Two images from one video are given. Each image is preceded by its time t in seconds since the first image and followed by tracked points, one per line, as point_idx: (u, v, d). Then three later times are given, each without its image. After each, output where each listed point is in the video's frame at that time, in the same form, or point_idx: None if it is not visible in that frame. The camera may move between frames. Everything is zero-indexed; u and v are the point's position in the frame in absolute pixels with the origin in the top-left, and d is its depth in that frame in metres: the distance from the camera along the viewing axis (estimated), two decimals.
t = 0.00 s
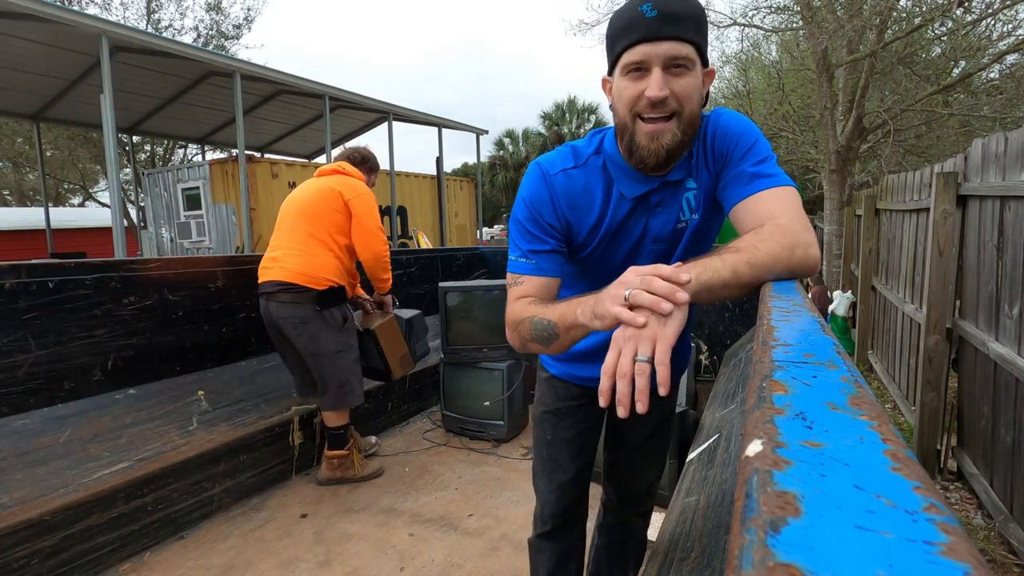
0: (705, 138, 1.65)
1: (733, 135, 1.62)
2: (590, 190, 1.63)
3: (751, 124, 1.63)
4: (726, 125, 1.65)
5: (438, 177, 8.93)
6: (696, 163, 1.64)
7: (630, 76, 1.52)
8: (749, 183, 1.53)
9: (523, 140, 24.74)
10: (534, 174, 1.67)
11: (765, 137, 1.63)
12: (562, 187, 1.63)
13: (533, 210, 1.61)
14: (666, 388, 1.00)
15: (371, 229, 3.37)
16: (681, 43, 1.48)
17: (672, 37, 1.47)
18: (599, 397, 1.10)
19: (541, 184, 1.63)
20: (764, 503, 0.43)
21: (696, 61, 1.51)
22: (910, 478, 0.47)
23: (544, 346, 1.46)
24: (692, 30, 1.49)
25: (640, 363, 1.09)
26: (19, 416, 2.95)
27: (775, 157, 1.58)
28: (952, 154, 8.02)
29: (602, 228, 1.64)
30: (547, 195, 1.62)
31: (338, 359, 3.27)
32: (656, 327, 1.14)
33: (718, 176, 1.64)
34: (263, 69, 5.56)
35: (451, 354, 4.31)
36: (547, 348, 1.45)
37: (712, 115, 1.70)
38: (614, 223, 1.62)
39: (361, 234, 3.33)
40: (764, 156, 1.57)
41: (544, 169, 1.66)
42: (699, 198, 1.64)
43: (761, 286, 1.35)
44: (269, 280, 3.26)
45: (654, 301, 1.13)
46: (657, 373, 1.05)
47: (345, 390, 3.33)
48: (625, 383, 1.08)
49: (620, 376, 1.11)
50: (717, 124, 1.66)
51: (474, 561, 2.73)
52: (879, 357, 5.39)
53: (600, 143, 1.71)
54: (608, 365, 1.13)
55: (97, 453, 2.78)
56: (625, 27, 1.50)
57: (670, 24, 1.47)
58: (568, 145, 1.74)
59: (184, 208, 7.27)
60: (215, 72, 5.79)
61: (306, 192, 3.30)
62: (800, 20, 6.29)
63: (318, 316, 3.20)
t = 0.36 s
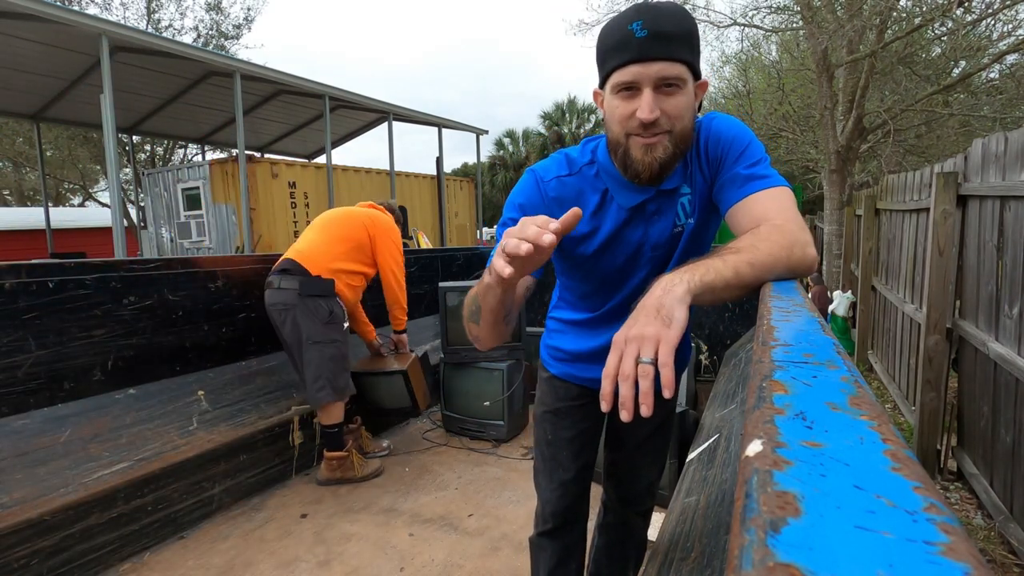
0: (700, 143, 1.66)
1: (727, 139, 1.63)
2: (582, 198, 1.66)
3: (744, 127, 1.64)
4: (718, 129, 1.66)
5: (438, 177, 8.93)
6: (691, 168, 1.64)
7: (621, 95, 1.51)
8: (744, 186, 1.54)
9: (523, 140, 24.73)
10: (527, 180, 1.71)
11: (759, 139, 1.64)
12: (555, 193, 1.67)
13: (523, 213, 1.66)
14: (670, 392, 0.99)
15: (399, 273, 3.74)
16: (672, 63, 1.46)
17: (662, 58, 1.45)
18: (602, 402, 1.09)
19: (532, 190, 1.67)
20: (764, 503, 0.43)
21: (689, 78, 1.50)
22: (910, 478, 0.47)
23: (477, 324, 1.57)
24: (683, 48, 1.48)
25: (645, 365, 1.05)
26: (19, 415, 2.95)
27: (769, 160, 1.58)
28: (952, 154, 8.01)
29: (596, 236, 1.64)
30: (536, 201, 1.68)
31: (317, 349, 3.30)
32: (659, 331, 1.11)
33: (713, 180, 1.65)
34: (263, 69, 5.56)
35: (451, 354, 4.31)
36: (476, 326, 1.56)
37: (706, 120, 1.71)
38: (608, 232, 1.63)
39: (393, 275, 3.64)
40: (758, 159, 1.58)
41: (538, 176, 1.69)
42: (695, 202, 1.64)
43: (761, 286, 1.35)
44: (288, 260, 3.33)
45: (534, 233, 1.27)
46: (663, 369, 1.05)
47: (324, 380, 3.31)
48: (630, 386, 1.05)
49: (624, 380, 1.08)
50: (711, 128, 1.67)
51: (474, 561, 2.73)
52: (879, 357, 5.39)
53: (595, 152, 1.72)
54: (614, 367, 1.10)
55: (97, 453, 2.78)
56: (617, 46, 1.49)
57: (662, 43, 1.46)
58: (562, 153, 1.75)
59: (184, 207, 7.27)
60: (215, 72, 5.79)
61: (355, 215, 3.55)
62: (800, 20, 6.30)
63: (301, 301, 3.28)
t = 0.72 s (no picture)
0: (695, 143, 1.66)
1: (722, 140, 1.63)
2: (581, 202, 1.64)
3: (740, 126, 1.64)
4: (714, 128, 1.66)
5: (438, 177, 8.94)
6: (688, 168, 1.64)
7: (614, 95, 1.51)
8: (741, 186, 1.54)
9: (522, 140, 24.73)
10: (525, 186, 1.68)
11: (754, 138, 1.64)
12: (555, 199, 1.63)
13: (528, 221, 1.63)
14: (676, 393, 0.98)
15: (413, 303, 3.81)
16: (664, 59, 1.46)
17: (654, 54, 1.45)
18: (608, 407, 1.07)
19: (533, 197, 1.64)
20: (764, 503, 0.43)
21: (681, 75, 1.49)
22: (910, 478, 0.47)
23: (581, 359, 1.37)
24: (675, 46, 1.47)
25: (649, 367, 1.04)
26: (19, 416, 2.95)
27: (765, 159, 1.58)
28: (952, 154, 8.02)
29: (595, 239, 1.65)
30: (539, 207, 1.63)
31: (306, 335, 3.22)
32: (662, 332, 1.10)
33: (711, 179, 1.65)
34: (263, 69, 5.56)
35: (451, 354, 4.31)
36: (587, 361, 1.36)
37: (702, 119, 1.71)
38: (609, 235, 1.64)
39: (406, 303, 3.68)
40: (753, 158, 1.58)
41: (536, 182, 1.66)
42: (692, 201, 1.64)
43: (761, 286, 1.35)
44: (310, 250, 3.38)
45: (683, 269, 1.24)
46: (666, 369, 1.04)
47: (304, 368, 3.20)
48: (634, 387, 1.04)
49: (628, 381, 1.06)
50: (706, 129, 1.66)
51: (474, 561, 2.73)
52: (879, 357, 5.39)
53: (589, 154, 1.71)
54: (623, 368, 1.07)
55: (97, 453, 2.78)
56: (607, 46, 1.49)
57: (653, 41, 1.45)
58: (557, 157, 1.74)
59: (184, 208, 7.27)
60: (215, 72, 5.79)
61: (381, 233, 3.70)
62: (800, 20, 6.29)
63: (298, 286, 3.24)
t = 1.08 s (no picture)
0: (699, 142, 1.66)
1: (727, 139, 1.63)
2: (588, 204, 1.63)
3: (744, 126, 1.64)
4: (720, 127, 1.66)
5: (438, 177, 8.94)
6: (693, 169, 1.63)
7: (625, 95, 1.51)
8: (746, 186, 1.54)
9: (522, 140, 24.74)
10: (531, 190, 1.67)
11: (758, 137, 1.64)
12: (563, 202, 1.62)
13: (534, 227, 1.63)
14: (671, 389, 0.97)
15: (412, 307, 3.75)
16: (677, 60, 1.46)
17: (667, 55, 1.45)
18: (603, 399, 1.06)
19: (540, 201, 1.63)
20: (764, 503, 0.43)
21: (693, 75, 1.50)
22: (910, 478, 0.47)
23: (593, 363, 1.40)
24: (685, 46, 1.47)
25: (646, 361, 1.03)
26: (19, 416, 2.96)
27: (769, 159, 1.58)
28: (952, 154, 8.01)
29: (602, 242, 1.65)
30: (546, 211, 1.63)
31: (299, 331, 3.22)
32: (661, 328, 1.09)
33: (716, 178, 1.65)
34: (263, 69, 5.56)
35: (451, 354, 4.31)
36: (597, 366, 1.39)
37: (707, 119, 1.71)
38: (618, 236, 1.64)
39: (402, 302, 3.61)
40: (759, 158, 1.58)
41: (542, 185, 1.65)
42: (697, 201, 1.65)
43: (762, 286, 1.35)
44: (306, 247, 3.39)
45: (679, 267, 1.24)
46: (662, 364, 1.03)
47: (296, 364, 3.18)
48: (630, 381, 1.03)
49: (624, 376, 1.05)
50: (711, 128, 1.66)
51: (474, 561, 2.73)
52: (879, 357, 5.39)
53: (595, 154, 1.70)
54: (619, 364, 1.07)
55: (97, 453, 2.78)
56: (617, 46, 1.49)
57: (664, 41, 1.45)
58: (562, 158, 1.73)
59: (184, 208, 7.27)
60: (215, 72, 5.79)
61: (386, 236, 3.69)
62: (800, 20, 6.30)
63: (290, 284, 3.27)
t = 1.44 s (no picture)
0: (695, 144, 1.66)
1: (723, 141, 1.64)
2: (584, 207, 1.64)
3: (740, 127, 1.64)
4: (715, 129, 1.67)
5: (438, 177, 8.94)
6: (689, 170, 1.64)
7: (616, 98, 1.51)
8: (742, 186, 1.54)
9: (523, 139, 24.74)
10: (527, 194, 1.67)
11: (754, 139, 1.64)
12: (559, 205, 1.62)
13: (532, 230, 1.62)
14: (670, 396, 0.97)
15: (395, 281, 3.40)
16: (666, 62, 1.46)
17: (656, 57, 1.45)
18: (604, 407, 1.06)
19: (535, 204, 1.63)
20: (764, 504, 0.43)
21: (683, 77, 1.50)
22: (910, 478, 0.47)
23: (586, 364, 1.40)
24: (676, 48, 1.47)
25: (646, 368, 1.03)
26: (19, 416, 2.96)
27: (765, 160, 1.58)
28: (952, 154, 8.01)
29: (600, 244, 1.65)
30: (542, 214, 1.62)
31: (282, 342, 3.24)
32: (660, 333, 1.09)
33: (712, 179, 1.65)
34: (263, 69, 5.57)
35: (451, 354, 4.32)
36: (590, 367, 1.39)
37: (701, 121, 1.71)
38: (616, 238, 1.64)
39: (379, 287, 3.33)
40: (755, 158, 1.58)
41: (538, 188, 1.65)
42: (694, 203, 1.65)
43: (761, 287, 1.35)
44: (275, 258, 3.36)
45: (675, 271, 1.24)
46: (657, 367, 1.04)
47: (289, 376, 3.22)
48: (630, 389, 1.03)
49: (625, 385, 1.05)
50: (707, 130, 1.67)
51: (474, 561, 2.73)
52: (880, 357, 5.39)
53: (590, 158, 1.71)
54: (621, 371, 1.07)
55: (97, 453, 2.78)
56: (608, 49, 1.49)
57: (654, 44, 1.45)
58: (558, 162, 1.73)
59: (185, 208, 7.27)
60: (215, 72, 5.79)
61: (355, 214, 3.42)
62: (800, 20, 6.30)
63: (266, 300, 3.31)
